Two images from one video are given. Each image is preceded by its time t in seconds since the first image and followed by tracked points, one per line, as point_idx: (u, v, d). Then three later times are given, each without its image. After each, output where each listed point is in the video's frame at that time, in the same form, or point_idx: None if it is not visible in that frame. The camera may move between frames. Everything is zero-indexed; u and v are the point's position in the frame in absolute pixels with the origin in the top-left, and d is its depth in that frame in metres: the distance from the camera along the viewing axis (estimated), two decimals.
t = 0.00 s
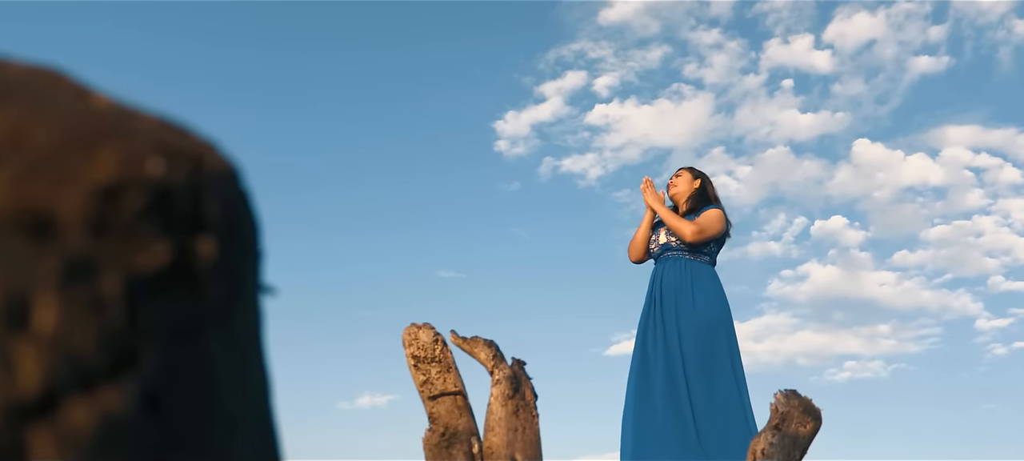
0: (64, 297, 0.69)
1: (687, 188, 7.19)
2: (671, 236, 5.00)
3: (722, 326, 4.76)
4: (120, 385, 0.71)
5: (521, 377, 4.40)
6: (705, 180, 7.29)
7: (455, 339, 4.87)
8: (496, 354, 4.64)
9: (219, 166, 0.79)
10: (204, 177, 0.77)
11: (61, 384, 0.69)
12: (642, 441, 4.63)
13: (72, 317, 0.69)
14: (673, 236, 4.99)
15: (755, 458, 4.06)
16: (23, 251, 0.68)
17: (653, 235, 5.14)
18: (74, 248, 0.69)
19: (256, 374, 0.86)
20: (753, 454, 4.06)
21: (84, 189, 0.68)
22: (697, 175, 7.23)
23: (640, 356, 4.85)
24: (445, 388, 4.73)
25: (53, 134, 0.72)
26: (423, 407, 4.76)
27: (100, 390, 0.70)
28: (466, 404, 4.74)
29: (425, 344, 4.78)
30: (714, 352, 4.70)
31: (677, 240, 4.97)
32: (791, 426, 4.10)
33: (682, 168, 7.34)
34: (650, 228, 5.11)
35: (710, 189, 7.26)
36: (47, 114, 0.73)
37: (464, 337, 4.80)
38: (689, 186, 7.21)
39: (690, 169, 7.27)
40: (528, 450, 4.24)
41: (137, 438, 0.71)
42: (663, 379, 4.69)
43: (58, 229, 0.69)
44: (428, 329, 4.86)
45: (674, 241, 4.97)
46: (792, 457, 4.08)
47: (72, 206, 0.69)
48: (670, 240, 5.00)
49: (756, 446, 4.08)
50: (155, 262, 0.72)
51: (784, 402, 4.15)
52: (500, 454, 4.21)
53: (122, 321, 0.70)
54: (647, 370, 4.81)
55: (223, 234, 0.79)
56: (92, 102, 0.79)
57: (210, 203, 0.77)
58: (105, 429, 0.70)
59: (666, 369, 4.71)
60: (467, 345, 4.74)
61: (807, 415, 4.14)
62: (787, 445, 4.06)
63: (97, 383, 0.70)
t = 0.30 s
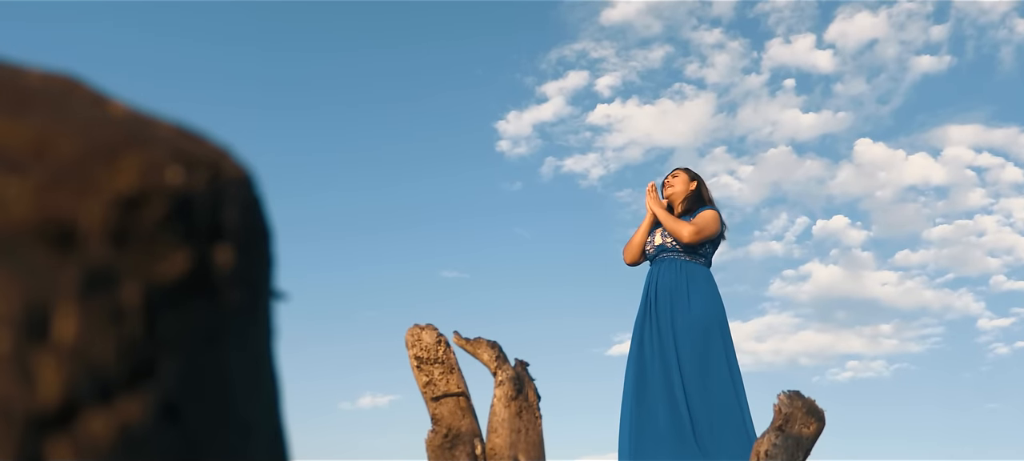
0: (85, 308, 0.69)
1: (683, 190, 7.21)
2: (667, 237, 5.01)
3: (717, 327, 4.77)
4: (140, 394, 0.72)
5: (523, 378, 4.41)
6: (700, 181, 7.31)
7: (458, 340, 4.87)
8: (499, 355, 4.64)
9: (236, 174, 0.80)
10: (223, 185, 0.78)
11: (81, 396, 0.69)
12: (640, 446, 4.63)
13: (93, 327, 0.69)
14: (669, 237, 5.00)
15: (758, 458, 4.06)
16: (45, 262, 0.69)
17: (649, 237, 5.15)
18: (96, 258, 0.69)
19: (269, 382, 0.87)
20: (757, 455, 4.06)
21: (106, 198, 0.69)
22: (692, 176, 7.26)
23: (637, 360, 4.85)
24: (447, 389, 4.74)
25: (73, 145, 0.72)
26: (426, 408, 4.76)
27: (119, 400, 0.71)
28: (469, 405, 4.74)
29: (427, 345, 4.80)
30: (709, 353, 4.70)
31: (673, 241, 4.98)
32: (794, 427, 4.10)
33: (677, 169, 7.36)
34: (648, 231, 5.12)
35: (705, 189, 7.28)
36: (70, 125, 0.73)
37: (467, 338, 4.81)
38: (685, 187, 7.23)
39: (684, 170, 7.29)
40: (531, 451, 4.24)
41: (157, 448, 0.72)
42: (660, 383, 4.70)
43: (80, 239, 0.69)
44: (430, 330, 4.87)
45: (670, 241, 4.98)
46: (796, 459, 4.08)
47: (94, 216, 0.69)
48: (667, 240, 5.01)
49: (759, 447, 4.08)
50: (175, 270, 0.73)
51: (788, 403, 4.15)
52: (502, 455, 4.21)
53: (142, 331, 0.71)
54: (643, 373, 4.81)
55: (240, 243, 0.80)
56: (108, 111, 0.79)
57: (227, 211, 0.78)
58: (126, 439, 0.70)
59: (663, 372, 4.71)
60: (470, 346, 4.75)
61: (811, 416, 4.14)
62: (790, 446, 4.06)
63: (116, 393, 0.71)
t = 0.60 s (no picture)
0: (38, 273, 0.70)
1: (673, 191, 7.25)
2: (657, 239, 5.02)
3: (704, 329, 4.78)
4: (94, 360, 0.72)
5: (509, 375, 4.42)
6: (691, 184, 7.35)
7: (444, 337, 4.88)
8: (486, 353, 4.65)
9: (202, 152, 0.81)
10: (186, 161, 0.78)
11: (32, 358, 0.70)
12: (624, 447, 4.66)
13: (46, 291, 0.70)
14: (659, 239, 5.01)
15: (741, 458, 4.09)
16: None
17: (639, 239, 5.16)
18: (52, 226, 0.70)
19: (233, 357, 0.87)
20: (740, 454, 4.09)
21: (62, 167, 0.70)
22: (684, 178, 7.31)
23: (623, 362, 4.87)
24: (433, 386, 4.75)
25: (35, 118, 0.74)
26: (412, 404, 4.77)
27: (71, 365, 0.71)
28: (455, 402, 4.75)
29: (414, 341, 4.81)
30: (695, 354, 4.72)
31: (663, 243, 4.99)
32: (777, 427, 4.14)
33: (668, 171, 7.39)
34: (639, 233, 5.13)
35: (696, 193, 7.32)
36: (31, 99, 0.75)
37: (454, 335, 4.82)
38: (676, 189, 7.27)
39: (676, 172, 7.33)
40: (515, 449, 4.25)
41: (110, 415, 0.73)
42: (645, 384, 4.71)
43: (37, 207, 0.70)
44: (417, 327, 4.88)
45: (660, 244, 4.99)
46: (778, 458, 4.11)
47: (51, 186, 0.70)
48: (656, 243, 5.02)
49: (742, 447, 4.10)
50: (133, 240, 0.73)
51: (771, 403, 4.18)
52: (487, 452, 4.22)
53: (97, 300, 0.72)
54: (630, 374, 4.83)
55: (204, 218, 0.80)
56: (74, 87, 0.81)
57: (190, 186, 0.78)
58: (77, 405, 0.71)
59: (649, 374, 4.73)
60: (456, 343, 4.76)
61: (793, 416, 4.17)
62: (773, 445, 4.08)
63: (68, 358, 0.71)
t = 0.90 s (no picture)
0: None
1: (662, 189, 7.30)
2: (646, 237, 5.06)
3: (692, 328, 4.82)
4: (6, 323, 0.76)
5: (485, 370, 4.41)
6: (679, 181, 7.40)
7: (421, 331, 4.87)
8: (463, 348, 4.64)
9: (131, 120, 0.84)
10: (110, 128, 0.82)
11: None
12: (607, 448, 4.67)
13: None
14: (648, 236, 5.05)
15: (714, 454, 4.10)
16: None
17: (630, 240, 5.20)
18: None
19: (165, 332, 0.89)
20: (713, 451, 4.10)
21: None
22: (671, 177, 7.37)
23: (610, 357, 4.89)
24: (410, 380, 4.74)
25: None
26: (388, 399, 4.75)
27: None
28: (431, 397, 4.74)
29: (391, 336, 4.80)
30: (681, 353, 4.75)
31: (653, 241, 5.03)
32: (750, 424, 4.16)
33: (656, 168, 7.44)
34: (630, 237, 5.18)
35: (684, 191, 7.38)
36: None
37: (431, 330, 4.81)
38: (664, 187, 7.33)
39: (664, 170, 7.37)
40: (490, 444, 4.24)
41: (18, 377, 0.77)
42: (630, 382, 4.73)
43: None
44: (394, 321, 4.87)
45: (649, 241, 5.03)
46: (751, 455, 4.12)
47: None
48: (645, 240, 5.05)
49: (716, 443, 4.12)
50: (45, 205, 0.77)
51: (745, 400, 4.21)
52: (461, 446, 4.21)
53: (8, 260, 0.76)
54: (615, 374, 4.85)
55: (131, 188, 0.83)
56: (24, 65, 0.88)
57: (114, 154, 0.82)
58: None
59: (634, 370, 4.76)
60: (433, 338, 4.75)
61: (767, 413, 4.20)
62: (746, 442, 4.10)
63: None
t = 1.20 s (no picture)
0: None
1: (651, 188, 7.34)
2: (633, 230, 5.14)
3: (672, 324, 6.81)
4: None
5: (456, 366, 4.41)
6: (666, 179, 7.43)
7: (393, 326, 4.86)
8: (434, 343, 4.63)
9: (32, 107, 1.57)
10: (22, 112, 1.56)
11: None
12: (595, 417, 6.66)
13: None
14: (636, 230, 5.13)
15: (681, 450, 4.13)
16: None
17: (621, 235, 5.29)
18: None
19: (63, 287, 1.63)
20: (681, 447, 4.12)
21: None
22: (659, 174, 7.42)
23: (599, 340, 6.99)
24: (380, 375, 4.71)
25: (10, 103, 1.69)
26: (358, 394, 4.72)
27: None
28: (402, 393, 4.71)
29: (362, 331, 4.78)
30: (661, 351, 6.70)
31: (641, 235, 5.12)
32: (718, 421, 4.19)
33: (644, 165, 7.46)
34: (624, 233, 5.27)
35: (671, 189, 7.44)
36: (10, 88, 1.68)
37: (402, 325, 4.80)
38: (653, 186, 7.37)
39: (651, 168, 7.40)
40: (459, 439, 4.23)
41: None
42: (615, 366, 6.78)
43: None
44: (366, 316, 4.85)
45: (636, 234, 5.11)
46: (719, 452, 4.14)
47: None
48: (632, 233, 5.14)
49: (683, 439, 4.14)
50: None
51: (714, 397, 4.23)
52: (430, 442, 4.20)
53: None
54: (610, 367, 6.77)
55: (27, 164, 1.57)
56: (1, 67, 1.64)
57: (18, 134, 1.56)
58: None
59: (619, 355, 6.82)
60: (404, 333, 4.74)
61: (735, 410, 4.24)
62: (714, 439, 4.12)
63: None
